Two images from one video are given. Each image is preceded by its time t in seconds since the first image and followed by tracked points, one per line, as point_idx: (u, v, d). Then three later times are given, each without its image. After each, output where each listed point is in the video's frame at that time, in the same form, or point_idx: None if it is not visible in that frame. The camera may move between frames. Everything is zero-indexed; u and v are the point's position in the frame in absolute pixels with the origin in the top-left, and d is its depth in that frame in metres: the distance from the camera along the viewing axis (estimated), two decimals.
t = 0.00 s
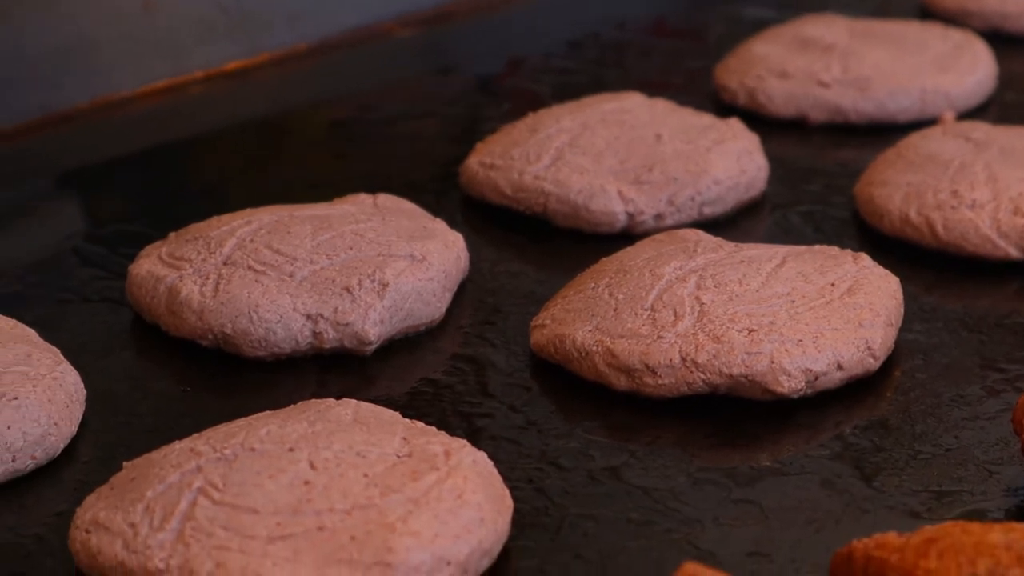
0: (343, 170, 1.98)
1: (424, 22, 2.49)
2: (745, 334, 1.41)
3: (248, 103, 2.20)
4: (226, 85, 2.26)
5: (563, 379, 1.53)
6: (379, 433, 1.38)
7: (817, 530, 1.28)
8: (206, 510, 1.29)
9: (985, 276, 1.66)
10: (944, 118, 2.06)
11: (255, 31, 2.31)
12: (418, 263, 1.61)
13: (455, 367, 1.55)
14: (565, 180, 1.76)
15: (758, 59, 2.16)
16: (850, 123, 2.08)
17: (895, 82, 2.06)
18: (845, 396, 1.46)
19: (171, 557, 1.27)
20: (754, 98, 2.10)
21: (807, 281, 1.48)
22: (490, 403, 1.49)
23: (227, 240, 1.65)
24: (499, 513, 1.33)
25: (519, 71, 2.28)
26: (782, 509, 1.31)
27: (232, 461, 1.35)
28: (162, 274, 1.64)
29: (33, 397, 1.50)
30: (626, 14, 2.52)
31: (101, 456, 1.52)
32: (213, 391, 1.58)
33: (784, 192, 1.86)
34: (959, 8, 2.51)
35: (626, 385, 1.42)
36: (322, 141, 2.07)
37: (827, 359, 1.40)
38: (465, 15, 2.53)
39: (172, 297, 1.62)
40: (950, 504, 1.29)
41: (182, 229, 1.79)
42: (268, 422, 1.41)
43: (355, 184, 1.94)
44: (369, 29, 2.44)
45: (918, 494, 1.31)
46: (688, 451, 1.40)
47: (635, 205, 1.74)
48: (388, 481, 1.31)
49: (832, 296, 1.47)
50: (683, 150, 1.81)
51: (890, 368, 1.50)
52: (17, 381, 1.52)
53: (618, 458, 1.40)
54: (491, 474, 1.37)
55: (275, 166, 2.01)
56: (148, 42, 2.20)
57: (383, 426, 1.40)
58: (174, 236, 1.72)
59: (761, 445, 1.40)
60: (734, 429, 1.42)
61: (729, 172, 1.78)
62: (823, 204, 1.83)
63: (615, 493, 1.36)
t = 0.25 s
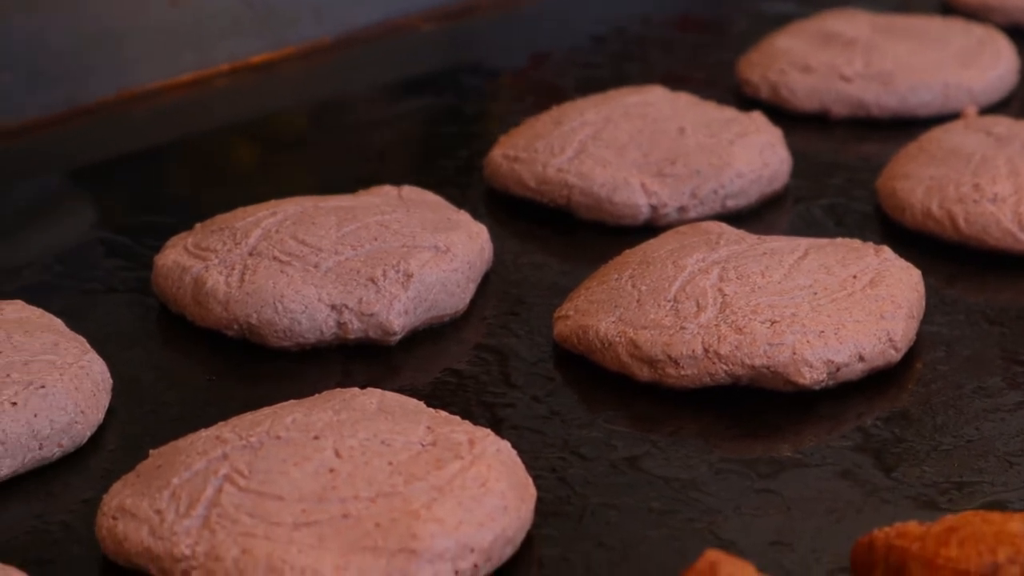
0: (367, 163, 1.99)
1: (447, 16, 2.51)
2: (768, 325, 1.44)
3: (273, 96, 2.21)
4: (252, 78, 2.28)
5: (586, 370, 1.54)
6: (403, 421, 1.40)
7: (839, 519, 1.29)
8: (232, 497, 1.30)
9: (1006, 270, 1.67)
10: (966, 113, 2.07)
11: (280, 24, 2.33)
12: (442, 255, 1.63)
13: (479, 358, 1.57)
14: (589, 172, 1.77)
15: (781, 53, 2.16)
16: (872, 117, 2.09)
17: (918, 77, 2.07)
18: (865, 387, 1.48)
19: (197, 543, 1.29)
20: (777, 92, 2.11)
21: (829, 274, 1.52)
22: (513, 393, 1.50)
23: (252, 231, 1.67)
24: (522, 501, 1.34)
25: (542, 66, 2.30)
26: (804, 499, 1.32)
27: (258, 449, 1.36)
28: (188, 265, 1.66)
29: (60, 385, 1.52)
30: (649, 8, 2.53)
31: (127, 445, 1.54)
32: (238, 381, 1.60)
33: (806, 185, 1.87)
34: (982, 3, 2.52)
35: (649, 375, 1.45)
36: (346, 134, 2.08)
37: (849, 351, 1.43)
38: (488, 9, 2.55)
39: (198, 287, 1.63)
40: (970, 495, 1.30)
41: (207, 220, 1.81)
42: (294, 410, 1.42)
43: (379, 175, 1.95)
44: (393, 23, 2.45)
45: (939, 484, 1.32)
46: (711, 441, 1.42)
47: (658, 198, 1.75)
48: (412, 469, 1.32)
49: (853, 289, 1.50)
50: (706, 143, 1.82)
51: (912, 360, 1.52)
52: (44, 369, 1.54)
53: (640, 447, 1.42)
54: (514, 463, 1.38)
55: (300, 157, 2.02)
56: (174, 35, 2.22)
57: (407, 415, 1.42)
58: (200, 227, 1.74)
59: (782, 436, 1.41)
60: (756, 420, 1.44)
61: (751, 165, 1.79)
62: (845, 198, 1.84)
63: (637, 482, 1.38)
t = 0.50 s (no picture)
0: (390, 159, 2.01)
1: (471, 12, 2.52)
2: (789, 321, 1.45)
3: (297, 92, 2.23)
4: (277, 74, 2.30)
5: (608, 364, 1.55)
6: (427, 415, 1.41)
7: (859, 513, 1.30)
8: (257, 489, 1.32)
9: None
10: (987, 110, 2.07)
11: (304, 20, 2.34)
12: (466, 250, 1.64)
13: (501, 353, 1.58)
14: (611, 168, 1.78)
15: (803, 50, 2.17)
16: (893, 114, 2.09)
17: (939, 74, 2.08)
18: (885, 382, 1.49)
19: (222, 535, 1.30)
20: (798, 89, 2.12)
21: (850, 269, 1.53)
22: (535, 387, 1.52)
23: (277, 225, 1.68)
24: (545, 494, 1.35)
25: (565, 63, 2.31)
26: (824, 493, 1.33)
27: (283, 441, 1.38)
28: (212, 259, 1.67)
29: (85, 378, 1.54)
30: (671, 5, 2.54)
31: (152, 438, 1.56)
32: (262, 374, 1.62)
33: (827, 182, 1.88)
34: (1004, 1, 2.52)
35: (671, 370, 1.47)
36: (369, 130, 2.10)
37: (869, 346, 1.44)
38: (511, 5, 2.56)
39: (222, 282, 1.65)
40: (990, 490, 1.31)
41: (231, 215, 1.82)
42: (318, 404, 1.44)
43: (401, 171, 1.97)
44: (417, 20, 2.47)
45: (959, 479, 1.33)
46: (732, 435, 1.43)
47: (680, 194, 1.76)
48: (436, 462, 1.33)
49: (874, 284, 1.51)
50: (729, 139, 1.83)
51: (933, 355, 1.53)
52: (70, 362, 1.56)
53: (662, 440, 1.43)
54: (537, 456, 1.39)
55: (323, 153, 2.04)
56: (199, 31, 2.24)
57: (431, 408, 1.43)
58: (224, 222, 1.75)
59: (803, 430, 1.42)
60: (777, 414, 1.45)
61: (773, 162, 1.80)
62: (866, 194, 1.85)
63: (658, 476, 1.39)
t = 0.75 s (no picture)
0: (418, 152, 2.02)
1: (498, 8, 2.53)
2: (815, 315, 1.46)
3: (325, 86, 2.25)
4: (305, 69, 2.32)
5: (633, 358, 1.56)
6: (453, 406, 1.42)
7: (883, 506, 1.31)
8: (285, 480, 1.33)
9: None
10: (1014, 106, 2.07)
11: (333, 15, 2.36)
12: (493, 243, 1.65)
13: (526, 346, 1.59)
14: (638, 163, 1.79)
15: (829, 46, 2.18)
16: (919, 110, 2.10)
17: (965, 70, 2.08)
18: (910, 377, 1.49)
19: (249, 525, 1.31)
20: (825, 86, 2.13)
21: (875, 264, 1.54)
22: (561, 379, 1.53)
23: (305, 219, 1.70)
24: (570, 486, 1.36)
25: (592, 60, 2.33)
26: (849, 486, 1.34)
27: (310, 432, 1.39)
28: (241, 252, 1.69)
29: (114, 368, 1.56)
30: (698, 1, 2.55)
31: (180, 429, 1.57)
32: (290, 366, 1.63)
33: (852, 178, 1.89)
34: None
35: (696, 364, 1.48)
36: (396, 124, 2.12)
37: (894, 340, 1.45)
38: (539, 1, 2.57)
39: (250, 275, 1.67)
40: (1015, 484, 1.32)
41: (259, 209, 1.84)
42: (346, 395, 1.45)
43: (428, 165, 1.98)
44: (445, 16, 2.49)
45: (983, 472, 1.34)
46: (757, 429, 1.43)
47: (706, 188, 1.77)
48: (462, 453, 1.34)
49: (899, 279, 1.52)
50: (755, 135, 1.84)
51: (958, 350, 1.53)
52: (99, 353, 1.57)
53: (687, 433, 1.44)
54: (563, 448, 1.40)
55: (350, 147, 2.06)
56: (229, 26, 2.26)
57: (457, 400, 1.44)
58: (252, 215, 1.77)
59: (828, 424, 1.43)
60: (801, 408, 1.46)
61: (799, 157, 1.81)
62: (892, 190, 1.85)
63: (682, 467, 1.40)
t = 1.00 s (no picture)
0: (436, 147, 2.03)
1: (517, 5, 2.54)
2: (833, 311, 1.46)
3: (345, 81, 2.26)
4: (324, 64, 2.33)
5: (652, 354, 1.57)
6: (472, 402, 1.42)
7: (901, 502, 1.31)
8: (304, 475, 1.33)
9: None
10: None
11: (352, 10, 2.37)
12: (512, 239, 1.66)
13: (545, 341, 1.59)
14: (657, 159, 1.79)
15: (848, 42, 2.18)
16: (938, 106, 2.10)
17: (984, 67, 2.08)
18: (928, 373, 1.49)
19: (269, 520, 1.31)
20: (843, 82, 2.13)
21: (894, 260, 1.54)
22: (579, 375, 1.53)
23: (324, 214, 1.71)
24: (589, 481, 1.37)
25: (611, 55, 2.33)
26: (867, 482, 1.34)
27: (329, 427, 1.39)
28: (261, 247, 1.70)
29: (134, 363, 1.57)
30: None
31: (199, 423, 1.58)
32: (309, 361, 1.64)
33: (871, 174, 1.89)
34: None
35: (715, 359, 1.48)
36: (415, 119, 2.12)
37: (913, 337, 1.45)
38: None
39: (269, 270, 1.67)
40: None
41: (278, 204, 1.85)
42: (365, 390, 1.45)
43: (447, 159, 1.99)
44: (465, 12, 2.49)
45: (1001, 469, 1.34)
46: (776, 425, 1.44)
47: (725, 184, 1.77)
48: (481, 449, 1.34)
49: (918, 275, 1.52)
50: (774, 131, 1.84)
51: (976, 346, 1.53)
52: (119, 348, 1.58)
53: (705, 428, 1.44)
54: (581, 443, 1.41)
55: (369, 142, 2.06)
56: (248, 21, 2.28)
57: (476, 395, 1.45)
58: (271, 211, 1.78)
59: (846, 420, 1.43)
60: (820, 403, 1.46)
61: (818, 153, 1.81)
62: (910, 186, 1.85)
63: (700, 463, 1.40)
